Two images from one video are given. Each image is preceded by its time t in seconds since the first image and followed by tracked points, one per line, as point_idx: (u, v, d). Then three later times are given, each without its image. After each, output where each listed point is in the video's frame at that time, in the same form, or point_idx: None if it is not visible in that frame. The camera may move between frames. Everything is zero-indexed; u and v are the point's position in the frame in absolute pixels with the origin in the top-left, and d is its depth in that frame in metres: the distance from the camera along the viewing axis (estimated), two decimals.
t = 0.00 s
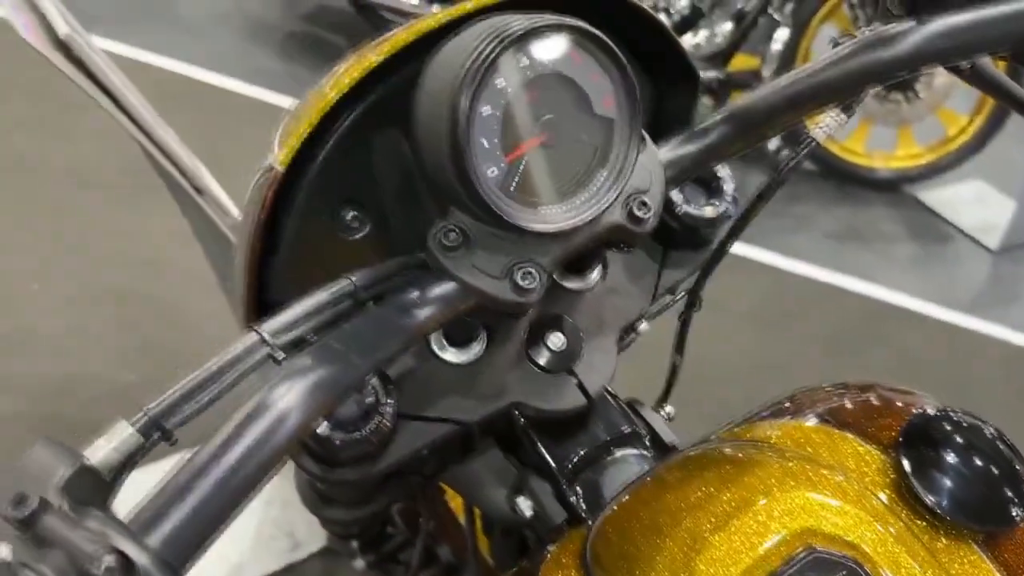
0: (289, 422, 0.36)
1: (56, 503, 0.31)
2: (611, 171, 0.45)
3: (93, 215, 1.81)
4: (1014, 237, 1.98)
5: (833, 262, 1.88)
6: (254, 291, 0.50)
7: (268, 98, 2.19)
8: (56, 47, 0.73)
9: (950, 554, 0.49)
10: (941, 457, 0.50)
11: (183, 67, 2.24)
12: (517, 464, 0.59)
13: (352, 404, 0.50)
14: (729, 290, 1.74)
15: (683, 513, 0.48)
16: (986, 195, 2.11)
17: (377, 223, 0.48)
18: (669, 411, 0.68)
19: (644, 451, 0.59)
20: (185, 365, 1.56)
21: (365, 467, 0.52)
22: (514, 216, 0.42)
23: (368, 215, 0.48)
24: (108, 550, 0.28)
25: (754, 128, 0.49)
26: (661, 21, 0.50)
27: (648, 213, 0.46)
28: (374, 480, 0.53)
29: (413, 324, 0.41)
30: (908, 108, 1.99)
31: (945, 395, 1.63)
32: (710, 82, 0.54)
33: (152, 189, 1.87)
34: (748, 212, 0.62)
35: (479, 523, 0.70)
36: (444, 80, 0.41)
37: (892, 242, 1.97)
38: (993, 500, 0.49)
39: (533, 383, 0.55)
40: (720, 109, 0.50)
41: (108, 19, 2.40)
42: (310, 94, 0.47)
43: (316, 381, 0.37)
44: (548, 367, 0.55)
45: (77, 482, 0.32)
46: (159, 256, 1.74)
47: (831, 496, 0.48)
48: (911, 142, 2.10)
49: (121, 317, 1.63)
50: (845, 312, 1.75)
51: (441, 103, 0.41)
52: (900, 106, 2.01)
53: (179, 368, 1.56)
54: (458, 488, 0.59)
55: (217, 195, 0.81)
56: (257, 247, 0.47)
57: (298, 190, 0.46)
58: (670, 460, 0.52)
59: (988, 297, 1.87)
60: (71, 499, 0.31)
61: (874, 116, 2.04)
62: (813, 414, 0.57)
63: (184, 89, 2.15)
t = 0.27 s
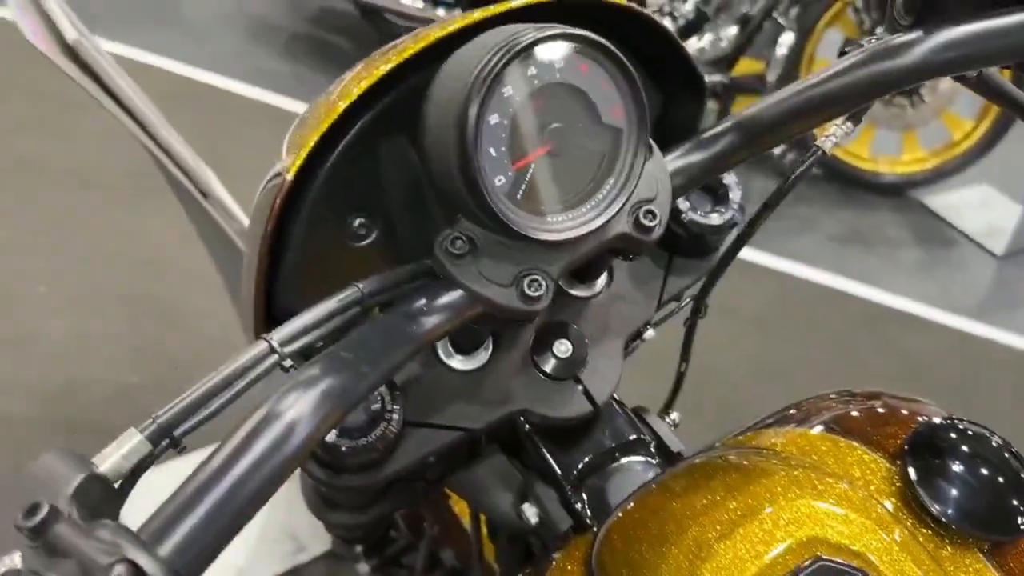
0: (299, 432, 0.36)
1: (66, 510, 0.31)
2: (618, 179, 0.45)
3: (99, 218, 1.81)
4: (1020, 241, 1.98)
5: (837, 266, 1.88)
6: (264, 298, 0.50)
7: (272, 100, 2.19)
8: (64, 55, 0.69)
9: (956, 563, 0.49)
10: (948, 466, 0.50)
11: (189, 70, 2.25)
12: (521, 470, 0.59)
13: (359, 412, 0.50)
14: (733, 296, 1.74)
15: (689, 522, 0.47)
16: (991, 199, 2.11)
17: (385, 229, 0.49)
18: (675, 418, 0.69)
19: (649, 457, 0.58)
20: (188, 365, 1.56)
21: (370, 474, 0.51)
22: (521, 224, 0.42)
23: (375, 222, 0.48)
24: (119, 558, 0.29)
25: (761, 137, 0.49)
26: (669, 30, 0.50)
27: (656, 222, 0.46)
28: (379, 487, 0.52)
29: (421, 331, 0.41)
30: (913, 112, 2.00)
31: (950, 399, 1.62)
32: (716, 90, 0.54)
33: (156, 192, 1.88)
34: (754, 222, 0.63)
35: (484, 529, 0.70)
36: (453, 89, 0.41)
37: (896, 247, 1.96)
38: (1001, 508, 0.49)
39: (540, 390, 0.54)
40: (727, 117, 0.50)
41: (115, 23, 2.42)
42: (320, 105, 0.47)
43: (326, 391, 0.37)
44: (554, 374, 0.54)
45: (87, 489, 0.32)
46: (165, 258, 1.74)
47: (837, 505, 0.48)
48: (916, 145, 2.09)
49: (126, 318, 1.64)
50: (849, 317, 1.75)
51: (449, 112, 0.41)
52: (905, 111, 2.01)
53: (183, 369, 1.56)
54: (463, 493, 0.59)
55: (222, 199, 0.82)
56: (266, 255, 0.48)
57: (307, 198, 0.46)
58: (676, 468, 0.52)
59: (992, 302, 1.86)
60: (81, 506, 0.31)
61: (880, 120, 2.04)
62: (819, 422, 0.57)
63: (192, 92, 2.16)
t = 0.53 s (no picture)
0: (308, 442, 0.36)
1: (77, 519, 0.31)
2: (625, 189, 0.46)
3: (104, 221, 1.82)
4: None
5: (842, 271, 1.87)
6: (272, 305, 0.50)
7: (275, 102, 2.20)
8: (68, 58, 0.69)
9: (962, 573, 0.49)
10: (954, 476, 0.49)
11: (192, 72, 2.25)
12: (527, 477, 0.59)
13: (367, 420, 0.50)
14: (738, 300, 1.74)
15: (695, 530, 0.47)
16: (996, 204, 2.10)
17: (392, 237, 0.49)
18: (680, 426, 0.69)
19: (657, 465, 0.58)
20: (193, 368, 1.57)
21: (377, 480, 0.51)
22: (529, 234, 0.43)
23: (383, 229, 0.48)
24: (132, 568, 0.29)
25: (768, 147, 0.49)
26: (677, 39, 0.50)
27: (663, 232, 0.47)
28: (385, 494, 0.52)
29: (429, 340, 0.41)
30: (919, 117, 2.00)
31: (955, 405, 1.62)
32: (723, 98, 0.55)
33: (160, 194, 1.89)
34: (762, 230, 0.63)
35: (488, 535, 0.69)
36: (463, 99, 0.41)
37: (901, 251, 1.96)
38: (1007, 518, 0.49)
39: (546, 397, 0.54)
40: (734, 128, 0.51)
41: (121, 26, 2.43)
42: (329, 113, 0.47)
43: (335, 401, 0.37)
44: (560, 381, 0.54)
45: (97, 499, 0.32)
46: (169, 261, 1.75)
47: (844, 514, 0.48)
48: (921, 150, 2.09)
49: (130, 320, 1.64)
50: (853, 322, 1.75)
51: (459, 122, 0.41)
52: (910, 116, 2.01)
53: (188, 372, 1.56)
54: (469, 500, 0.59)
55: (228, 203, 0.81)
56: (274, 262, 0.48)
57: (315, 205, 0.46)
58: (682, 476, 0.52)
59: (997, 307, 1.86)
60: (92, 516, 0.31)
61: (885, 125, 2.04)
62: (824, 430, 0.57)
63: (198, 95, 2.17)
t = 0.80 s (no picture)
0: (316, 451, 0.36)
1: (86, 529, 0.31)
2: (633, 198, 0.46)
3: (109, 223, 1.82)
4: None
5: (846, 275, 1.87)
6: (279, 312, 0.50)
7: (280, 104, 2.20)
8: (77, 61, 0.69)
9: None
10: (958, 485, 0.49)
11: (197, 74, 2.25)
12: (533, 483, 0.59)
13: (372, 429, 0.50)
14: (742, 305, 1.74)
15: (700, 538, 0.48)
16: (1001, 209, 2.10)
17: (399, 245, 0.49)
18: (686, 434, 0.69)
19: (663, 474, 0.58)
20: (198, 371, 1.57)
21: (382, 487, 0.51)
22: (537, 243, 0.43)
23: (390, 237, 0.49)
24: None
25: (776, 155, 0.50)
26: (684, 48, 0.50)
27: (669, 240, 0.47)
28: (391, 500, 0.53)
29: (436, 348, 0.42)
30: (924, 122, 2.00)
31: (959, 410, 1.62)
32: (728, 106, 0.55)
33: (164, 196, 1.89)
34: (768, 238, 0.63)
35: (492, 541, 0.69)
36: (470, 108, 0.41)
37: (905, 256, 1.96)
38: (1015, 527, 0.47)
39: (552, 404, 0.54)
40: (741, 137, 0.51)
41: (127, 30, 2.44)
42: (338, 123, 0.48)
43: (344, 411, 0.38)
44: (565, 389, 0.54)
45: (106, 507, 0.32)
46: (173, 263, 1.75)
47: (849, 523, 0.48)
48: (925, 154, 2.09)
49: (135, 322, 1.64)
50: (857, 326, 1.75)
51: (466, 131, 0.41)
52: (915, 120, 2.01)
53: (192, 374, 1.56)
54: (475, 506, 0.59)
55: (234, 207, 0.80)
56: (282, 270, 0.48)
57: (323, 212, 0.47)
58: (688, 484, 0.52)
59: (1002, 311, 1.86)
60: (101, 524, 0.32)
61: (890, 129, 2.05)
62: (830, 439, 0.57)
63: (203, 98, 2.17)
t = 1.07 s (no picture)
0: (323, 458, 0.37)
1: (93, 534, 0.31)
2: (638, 204, 0.46)
3: (113, 225, 1.83)
4: None
5: (850, 279, 1.87)
6: (285, 317, 0.50)
7: (283, 106, 2.20)
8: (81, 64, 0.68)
9: None
10: (963, 492, 0.48)
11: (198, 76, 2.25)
12: (537, 489, 0.59)
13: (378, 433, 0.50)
14: (745, 308, 1.74)
15: (704, 545, 0.48)
16: (1005, 213, 2.10)
17: (405, 250, 0.49)
18: (690, 439, 0.69)
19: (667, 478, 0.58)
20: (202, 373, 1.57)
21: (388, 492, 0.52)
22: (542, 250, 0.43)
23: (395, 243, 0.49)
24: None
25: (781, 161, 0.50)
26: (689, 55, 0.51)
27: (674, 246, 0.47)
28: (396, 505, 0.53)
29: (441, 355, 0.42)
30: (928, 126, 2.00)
31: (963, 414, 1.62)
32: (733, 112, 0.55)
33: (167, 198, 1.89)
34: (774, 244, 0.63)
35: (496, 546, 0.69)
36: (476, 115, 0.41)
37: (909, 259, 1.96)
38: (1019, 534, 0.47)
39: (557, 410, 0.54)
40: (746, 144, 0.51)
41: (132, 32, 2.44)
42: (344, 129, 0.48)
43: (350, 417, 0.38)
44: (570, 394, 0.54)
45: (113, 512, 0.33)
46: (177, 265, 1.75)
47: (854, 530, 0.48)
48: (929, 158, 2.09)
49: (140, 325, 1.65)
50: (860, 330, 1.75)
51: (472, 138, 0.41)
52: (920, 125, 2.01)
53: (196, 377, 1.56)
54: (480, 512, 0.59)
55: (237, 208, 0.80)
56: (288, 276, 0.48)
57: (329, 218, 0.47)
58: (692, 491, 0.52)
59: (1006, 315, 1.86)
60: (108, 529, 0.32)
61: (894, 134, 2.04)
62: (835, 446, 0.57)
63: (207, 101, 2.17)
